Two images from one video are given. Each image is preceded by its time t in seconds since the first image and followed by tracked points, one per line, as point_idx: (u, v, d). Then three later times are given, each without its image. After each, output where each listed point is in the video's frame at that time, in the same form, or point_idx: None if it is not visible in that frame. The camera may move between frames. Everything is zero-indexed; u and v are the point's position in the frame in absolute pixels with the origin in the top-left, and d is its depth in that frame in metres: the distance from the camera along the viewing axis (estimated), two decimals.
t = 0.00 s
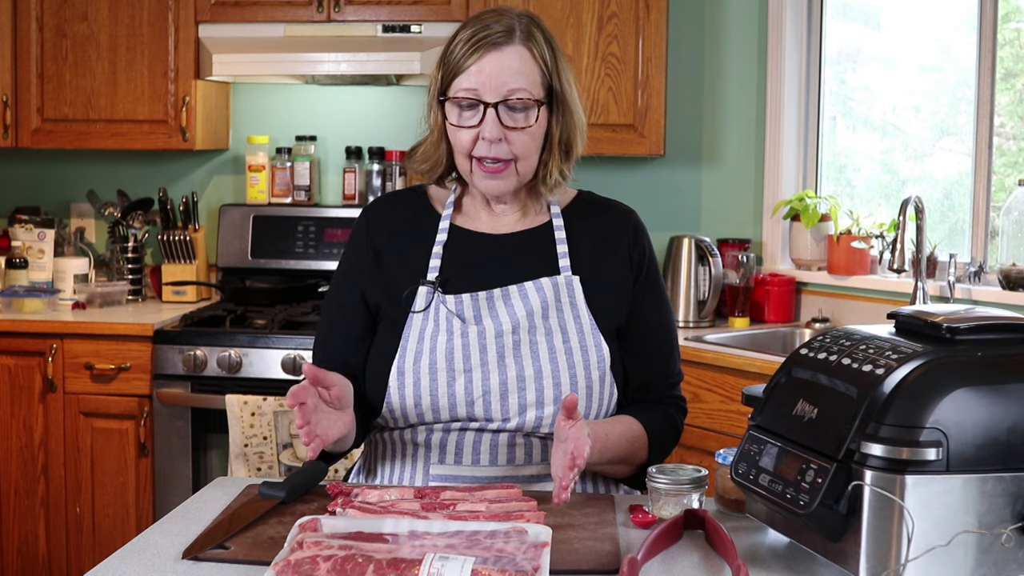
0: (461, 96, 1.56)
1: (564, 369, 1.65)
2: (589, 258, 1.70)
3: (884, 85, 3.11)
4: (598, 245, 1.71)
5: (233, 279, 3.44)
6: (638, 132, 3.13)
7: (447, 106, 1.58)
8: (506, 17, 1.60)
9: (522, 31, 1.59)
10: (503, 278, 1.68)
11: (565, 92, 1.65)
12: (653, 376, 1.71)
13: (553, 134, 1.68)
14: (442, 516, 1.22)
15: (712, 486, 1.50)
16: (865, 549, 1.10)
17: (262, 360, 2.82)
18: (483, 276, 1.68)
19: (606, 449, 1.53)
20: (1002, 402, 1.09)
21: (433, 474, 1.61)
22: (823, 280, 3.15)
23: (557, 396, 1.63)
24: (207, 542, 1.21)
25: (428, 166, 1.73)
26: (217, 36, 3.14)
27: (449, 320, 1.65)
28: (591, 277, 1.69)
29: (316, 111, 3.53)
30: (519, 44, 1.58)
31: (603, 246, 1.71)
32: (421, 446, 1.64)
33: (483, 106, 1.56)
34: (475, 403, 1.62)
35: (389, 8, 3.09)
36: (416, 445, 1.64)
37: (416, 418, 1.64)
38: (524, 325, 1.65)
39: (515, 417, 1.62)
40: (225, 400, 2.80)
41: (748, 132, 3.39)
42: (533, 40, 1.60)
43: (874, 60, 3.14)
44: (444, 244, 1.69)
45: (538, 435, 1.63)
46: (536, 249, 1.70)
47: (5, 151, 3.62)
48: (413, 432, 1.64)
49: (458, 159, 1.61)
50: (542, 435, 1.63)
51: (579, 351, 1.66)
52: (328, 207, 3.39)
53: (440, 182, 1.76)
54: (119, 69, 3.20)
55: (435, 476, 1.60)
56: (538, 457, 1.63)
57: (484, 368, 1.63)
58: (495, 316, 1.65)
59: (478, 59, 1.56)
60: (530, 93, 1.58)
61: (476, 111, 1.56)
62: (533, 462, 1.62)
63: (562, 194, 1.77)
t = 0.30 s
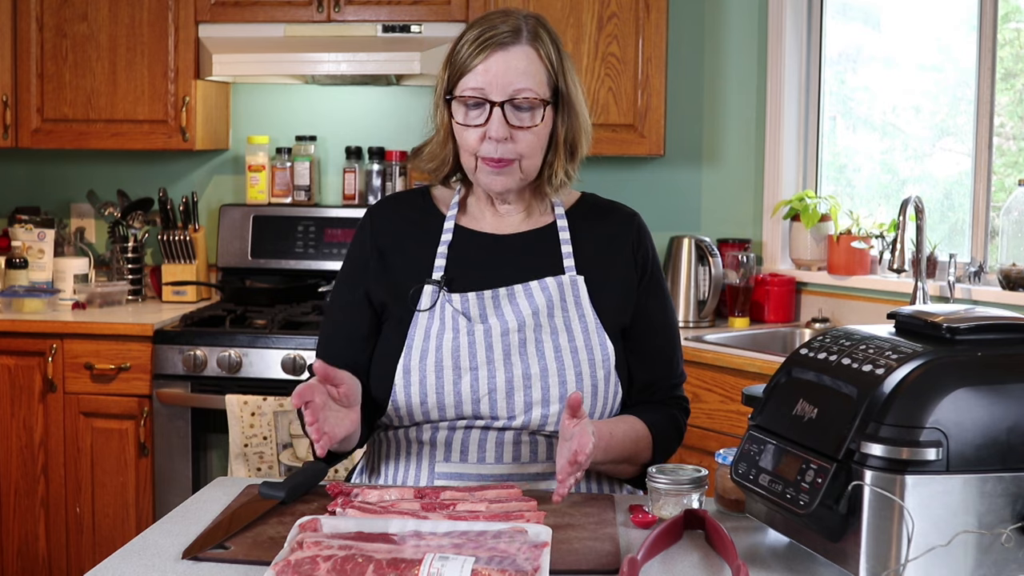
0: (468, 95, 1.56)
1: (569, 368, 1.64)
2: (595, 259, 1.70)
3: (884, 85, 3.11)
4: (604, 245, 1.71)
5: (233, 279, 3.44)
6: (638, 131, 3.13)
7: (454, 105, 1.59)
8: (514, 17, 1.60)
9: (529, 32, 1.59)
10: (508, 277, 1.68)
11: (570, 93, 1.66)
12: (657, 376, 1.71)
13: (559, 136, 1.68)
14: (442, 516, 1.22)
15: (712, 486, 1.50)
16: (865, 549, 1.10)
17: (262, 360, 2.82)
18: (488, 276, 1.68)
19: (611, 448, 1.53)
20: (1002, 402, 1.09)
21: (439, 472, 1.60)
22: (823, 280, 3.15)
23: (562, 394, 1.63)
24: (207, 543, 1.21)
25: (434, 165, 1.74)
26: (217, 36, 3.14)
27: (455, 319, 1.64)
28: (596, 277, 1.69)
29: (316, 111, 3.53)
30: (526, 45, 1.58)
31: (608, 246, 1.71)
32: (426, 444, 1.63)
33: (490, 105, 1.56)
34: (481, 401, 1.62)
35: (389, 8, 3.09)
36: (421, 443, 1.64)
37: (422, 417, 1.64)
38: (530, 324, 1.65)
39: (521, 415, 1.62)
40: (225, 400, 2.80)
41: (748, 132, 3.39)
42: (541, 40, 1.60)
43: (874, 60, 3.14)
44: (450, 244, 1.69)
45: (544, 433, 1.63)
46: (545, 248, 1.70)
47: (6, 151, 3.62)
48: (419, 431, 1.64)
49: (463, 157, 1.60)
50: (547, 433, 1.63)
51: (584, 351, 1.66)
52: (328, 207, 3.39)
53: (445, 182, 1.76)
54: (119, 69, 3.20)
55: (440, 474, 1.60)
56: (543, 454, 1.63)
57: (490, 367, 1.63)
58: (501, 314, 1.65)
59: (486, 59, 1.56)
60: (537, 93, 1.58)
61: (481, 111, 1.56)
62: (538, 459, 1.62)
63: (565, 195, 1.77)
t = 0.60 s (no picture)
0: (495, 85, 1.57)
1: (574, 367, 1.64)
2: (594, 258, 1.70)
3: (884, 85, 3.11)
4: (602, 245, 1.71)
5: (233, 279, 3.44)
6: (638, 132, 3.13)
7: (479, 97, 1.58)
8: (526, 14, 1.61)
9: (546, 26, 1.61)
10: (509, 277, 1.67)
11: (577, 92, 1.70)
12: (658, 374, 1.72)
13: (570, 131, 1.73)
14: (442, 516, 1.22)
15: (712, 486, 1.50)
16: (866, 549, 1.10)
17: (262, 360, 2.82)
18: (489, 276, 1.67)
19: (615, 446, 1.54)
20: (1002, 402, 1.09)
21: (445, 471, 1.57)
22: (823, 280, 3.15)
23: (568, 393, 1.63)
24: (207, 542, 1.21)
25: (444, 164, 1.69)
26: (217, 37, 3.14)
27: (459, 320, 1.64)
28: (595, 277, 1.69)
29: (316, 111, 3.52)
30: (546, 38, 1.59)
31: (606, 246, 1.71)
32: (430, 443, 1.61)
33: (519, 94, 1.56)
34: (487, 401, 1.62)
35: (389, 8, 3.09)
36: (426, 442, 1.62)
37: (427, 418, 1.62)
38: (534, 323, 1.64)
39: (528, 413, 1.62)
40: (225, 400, 2.80)
41: (748, 133, 3.39)
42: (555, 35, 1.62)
43: (874, 60, 3.14)
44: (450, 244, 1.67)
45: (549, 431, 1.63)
46: (544, 248, 1.69)
47: (5, 151, 3.62)
48: (423, 432, 1.62)
49: (486, 149, 1.59)
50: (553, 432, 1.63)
51: (587, 350, 1.65)
52: (328, 207, 3.39)
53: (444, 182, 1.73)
54: (119, 69, 3.20)
55: (446, 473, 1.57)
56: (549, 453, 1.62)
57: (496, 367, 1.62)
58: (504, 315, 1.65)
59: (510, 51, 1.57)
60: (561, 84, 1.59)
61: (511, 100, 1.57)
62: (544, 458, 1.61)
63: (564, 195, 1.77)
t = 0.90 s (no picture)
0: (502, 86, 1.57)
1: (599, 367, 1.62)
2: (599, 257, 1.71)
3: (884, 85, 3.11)
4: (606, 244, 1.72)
5: (233, 279, 3.44)
6: (638, 132, 3.13)
7: (484, 96, 1.58)
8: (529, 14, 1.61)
9: (549, 26, 1.61)
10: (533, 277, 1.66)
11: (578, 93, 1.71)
12: (658, 373, 1.72)
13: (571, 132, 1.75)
14: (442, 516, 1.22)
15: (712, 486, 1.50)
16: (866, 549, 1.10)
17: (262, 360, 2.82)
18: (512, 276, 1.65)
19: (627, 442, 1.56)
20: (1002, 402, 1.09)
21: (466, 471, 1.55)
22: (823, 280, 3.15)
23: (594, 392, 1.62)
24: (207, 542, 1.21)
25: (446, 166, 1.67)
26: (217, 37, 3.14)
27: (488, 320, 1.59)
28: (602, 276, 1.70)
29: (316, 111, 3.52)
30: (550, 38, 1.60)
31: (609, 245, 1.72)
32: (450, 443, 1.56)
33: (526, 94, 1.57)
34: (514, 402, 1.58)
35: (389, 8, 3.09)
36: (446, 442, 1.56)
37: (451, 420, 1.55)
38: (558, 323, 1.62)
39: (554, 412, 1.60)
40: (225, 400, 2.79)
41: (748, 133, 3.39)
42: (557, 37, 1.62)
43: (874, 60, 3.14)
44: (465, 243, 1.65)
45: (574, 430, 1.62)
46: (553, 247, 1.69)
47: (5, 152, 3.62)
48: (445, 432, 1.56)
49: (489, 148, 1.60)
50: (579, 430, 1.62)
51: (609, 350, 1.64)
52: (328, 207, 3.39)
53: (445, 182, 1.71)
54: (119, 69, 3.20)
55: (468, 472, 1.55)
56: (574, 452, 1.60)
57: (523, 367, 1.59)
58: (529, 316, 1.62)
59: (516, 52, 1.57)
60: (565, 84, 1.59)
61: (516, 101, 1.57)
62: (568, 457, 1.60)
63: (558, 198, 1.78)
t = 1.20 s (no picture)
0: (482, 92, 1.56)
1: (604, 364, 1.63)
2: (602, 256, 1.72)
3: (884, 85, 3.11)
4: (608, 244, 1.74)
5: (233, 279, 3.44)
6: (638, 131, 3.13)
7: (466, 101, 1.58)
8: (523, 17, 1.59)
9: (540, 30, 1.59)
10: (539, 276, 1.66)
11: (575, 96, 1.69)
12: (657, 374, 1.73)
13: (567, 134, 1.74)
14: (441, 516, 1.22)
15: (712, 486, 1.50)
16: (865, 549, 1.10)
17: (262, 360, 2.82)
18: (520, 276, 1.65)
19: (635, 443, 1.57)
20: (1002, 402, 1.09)
21: (477, 467, 1.55)
22: (823, 280, 3.15)
23: (602, 389, 1.62)
24: (207, 542, 1.21)
25: (440, 164, 1.70)
26: (216, 37, 3.14)
27: (498, 318, 1.60)
28: (605, 276, 1.71)
29: (316, 111, 3.53)
30: (539, 43, 1.58)
31: (612, 245, 1.74)
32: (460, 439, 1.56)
33: (505, 102, 1.56)
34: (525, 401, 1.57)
35: (389, 8, 3.09)
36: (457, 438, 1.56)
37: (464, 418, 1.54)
38: (566, 321, 1.63)
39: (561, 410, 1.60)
40: (225, 400, 2.79)
41: (748, 133, 3.39)
42: (551, 41, 1.60)
43: (874, 60, 3.14)
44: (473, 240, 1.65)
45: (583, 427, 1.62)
46: (557, 246, 1.70)
47: (5, 151, 3.62)
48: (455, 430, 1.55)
49: (471, 153, 1.60)
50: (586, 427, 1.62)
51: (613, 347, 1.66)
52: (328, 207, 3.39)
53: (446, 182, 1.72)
54: (119, 69, 3.20)
55: (479, 469, 1.54)
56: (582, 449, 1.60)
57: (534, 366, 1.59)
58: (536, 315, 1.63)
59: (501, 57, 1.55)
60: (551, 91, 1.58)
61: (497, 107, 1.56)
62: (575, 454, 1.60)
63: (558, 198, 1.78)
